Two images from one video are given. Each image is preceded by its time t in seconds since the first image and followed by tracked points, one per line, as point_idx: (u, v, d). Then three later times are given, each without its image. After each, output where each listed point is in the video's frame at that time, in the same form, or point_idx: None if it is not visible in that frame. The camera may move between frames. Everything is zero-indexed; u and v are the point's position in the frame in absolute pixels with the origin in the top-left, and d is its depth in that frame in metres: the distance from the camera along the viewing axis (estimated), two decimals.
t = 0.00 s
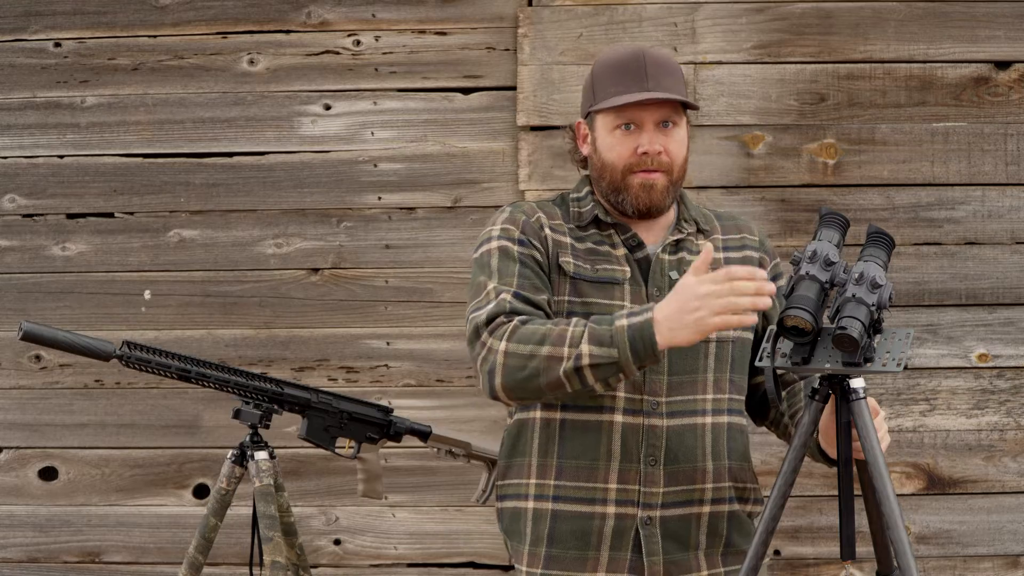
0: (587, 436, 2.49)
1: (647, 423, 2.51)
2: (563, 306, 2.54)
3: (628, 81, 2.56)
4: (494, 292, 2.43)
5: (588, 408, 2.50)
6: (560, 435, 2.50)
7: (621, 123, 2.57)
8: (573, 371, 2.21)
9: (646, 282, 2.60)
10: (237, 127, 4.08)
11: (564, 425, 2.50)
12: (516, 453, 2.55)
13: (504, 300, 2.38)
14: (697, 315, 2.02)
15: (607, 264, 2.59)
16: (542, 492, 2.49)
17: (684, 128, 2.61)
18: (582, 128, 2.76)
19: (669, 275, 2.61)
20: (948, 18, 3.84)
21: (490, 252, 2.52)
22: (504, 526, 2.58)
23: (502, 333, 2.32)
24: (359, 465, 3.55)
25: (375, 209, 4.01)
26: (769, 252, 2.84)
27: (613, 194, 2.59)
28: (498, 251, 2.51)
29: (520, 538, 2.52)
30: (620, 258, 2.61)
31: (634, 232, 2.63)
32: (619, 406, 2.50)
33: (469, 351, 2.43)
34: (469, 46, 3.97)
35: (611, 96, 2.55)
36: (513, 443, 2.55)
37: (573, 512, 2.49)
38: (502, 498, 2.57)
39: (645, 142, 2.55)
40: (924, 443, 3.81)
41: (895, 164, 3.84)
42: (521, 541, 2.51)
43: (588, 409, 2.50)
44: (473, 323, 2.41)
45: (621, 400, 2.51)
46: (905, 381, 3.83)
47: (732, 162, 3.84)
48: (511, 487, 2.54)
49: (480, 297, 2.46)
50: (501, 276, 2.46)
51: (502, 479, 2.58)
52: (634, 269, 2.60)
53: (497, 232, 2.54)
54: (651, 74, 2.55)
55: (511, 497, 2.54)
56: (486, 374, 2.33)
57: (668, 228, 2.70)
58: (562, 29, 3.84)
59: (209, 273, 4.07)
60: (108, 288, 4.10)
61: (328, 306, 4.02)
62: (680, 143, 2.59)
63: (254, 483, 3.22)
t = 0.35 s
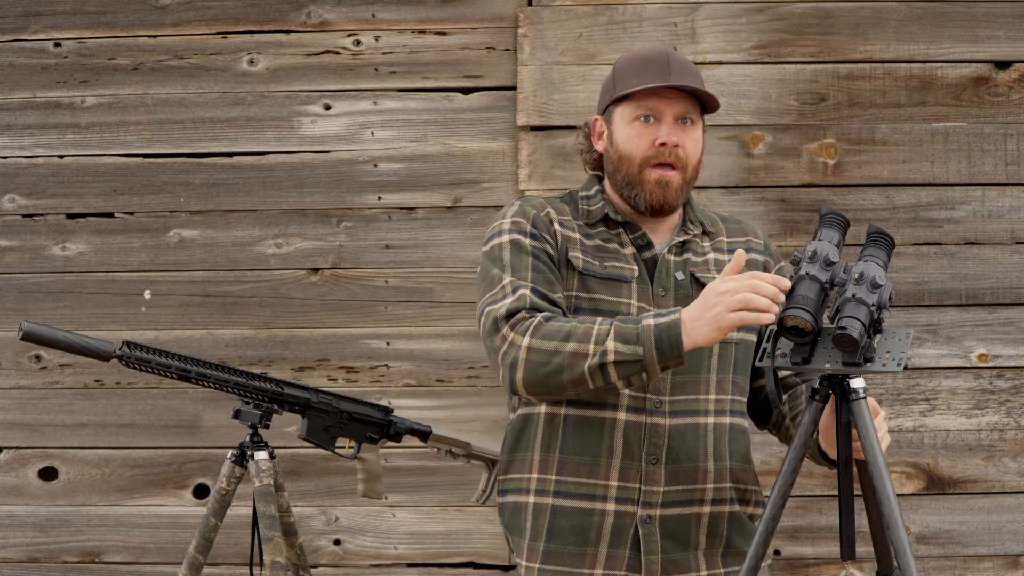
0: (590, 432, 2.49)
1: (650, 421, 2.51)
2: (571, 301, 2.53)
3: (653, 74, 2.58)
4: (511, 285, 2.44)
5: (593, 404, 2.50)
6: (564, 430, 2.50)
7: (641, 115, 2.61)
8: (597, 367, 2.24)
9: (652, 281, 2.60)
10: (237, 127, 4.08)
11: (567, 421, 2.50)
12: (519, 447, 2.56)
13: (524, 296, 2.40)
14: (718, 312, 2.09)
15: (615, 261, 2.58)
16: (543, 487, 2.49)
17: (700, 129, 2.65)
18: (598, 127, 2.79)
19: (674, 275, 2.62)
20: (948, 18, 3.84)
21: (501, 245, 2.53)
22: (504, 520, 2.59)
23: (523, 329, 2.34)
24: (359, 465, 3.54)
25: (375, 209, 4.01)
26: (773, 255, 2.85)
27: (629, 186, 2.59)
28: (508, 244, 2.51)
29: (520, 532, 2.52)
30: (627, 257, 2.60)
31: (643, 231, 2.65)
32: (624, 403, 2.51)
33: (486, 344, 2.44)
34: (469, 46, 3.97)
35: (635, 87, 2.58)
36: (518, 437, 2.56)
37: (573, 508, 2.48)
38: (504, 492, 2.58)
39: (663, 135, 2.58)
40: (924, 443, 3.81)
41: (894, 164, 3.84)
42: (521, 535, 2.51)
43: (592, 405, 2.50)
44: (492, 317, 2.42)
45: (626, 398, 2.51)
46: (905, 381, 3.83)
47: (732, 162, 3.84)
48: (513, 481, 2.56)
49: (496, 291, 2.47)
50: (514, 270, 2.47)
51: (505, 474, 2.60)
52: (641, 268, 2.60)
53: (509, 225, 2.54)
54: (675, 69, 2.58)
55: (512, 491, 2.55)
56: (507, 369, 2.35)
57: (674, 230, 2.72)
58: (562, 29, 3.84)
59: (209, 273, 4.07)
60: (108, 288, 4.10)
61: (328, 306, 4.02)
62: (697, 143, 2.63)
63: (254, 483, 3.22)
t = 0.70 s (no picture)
0: (593, 429, 2.49)
1: (653, 419, 2.51)
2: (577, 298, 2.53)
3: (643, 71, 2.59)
4: (526, 280, 2.44)
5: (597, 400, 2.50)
6: (568, 427, 2.50)
7: (637, 113, 2.61)
8: (618, 362, 2.24)
9: (655, 279, 2.60)
10: (237, 127, 4.08)
11: (570, 418, 2.50)
12: (522, 444, 2.56)
13: (543, 291, 2.40)
14: (745, 309, 2.07)
15: (620, 258, 2.58)
16: (546, 483, 2.50)
17: (696, 122, 2.66)
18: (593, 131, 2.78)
19: (678, 273, 2.62)
20: (948, 18, 3.84)
21: (510, 241, 2.52)
22: (507, 516, 2.59)
23: (544, 322, 2.34)
24: (359, 465, 3.54)
25: (374, 209, 4.01)
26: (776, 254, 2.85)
27: (630, 184, 2.58)
28: (518, 240, 2.51)
29: (523, 528, 2.53)
30: (631, 253, 2.60)
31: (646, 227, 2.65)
32: (627, 401, 2.51)
33: (502, 338, 2.43)
34: (469, 46, 3.97)
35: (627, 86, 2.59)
36: (521, 432, 2.57)
37: (576, 505, 2.48)
38: (507, 488, 2.59)
39: (661, 130, 2.59)
40: (924, 443, 3.81)
41: (894, 164, 3.84)
42: (523, 530, 2.52)
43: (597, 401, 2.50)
44: (510, 309, 2.41)
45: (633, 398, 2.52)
46: (905, 381, 3.83)
47: (732, 162, 3.84)
48: (517, 477, 2.56)
49: (511, 285, 2.46)
50: (525, 265, 2.47)
51: (508, 470, 2.60)
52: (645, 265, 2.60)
53: (517, 222, 2.55)
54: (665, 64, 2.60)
55: (516, 487, 2.56)
56: (527, 361, 2.34)
57: (676, 227, 2.72)
58: (562, 29, 3.84)
59: (209, 273, 4.07)
60: (108, 288, 4.10)
61: (328, 306, 4.02)
62: (694, 136, 2.63)
63: (254, 483, 3.22)
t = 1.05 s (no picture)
0: (594, 431, 2.50)
1: (655, 420, 2.51)
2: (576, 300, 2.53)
3: (633, 78, 2.56)
4: (520, 285, 2.44)
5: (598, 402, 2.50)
6: (569, 430, 2.50)
7: (626, 121, 2.59)
8: (601, 364, 2.23)
9: (657, 279, 2.60)
10: (238, 127, 4.08)
11: (571, 421, 2.50)
12: (524, 446, 2.56)
13: (535, 295, 2.40)
14: (728, 312, 2.04)
15: (621, 259, 2.59)
16: (547, 485, 2.50)
17: (690, 122, 2.63)
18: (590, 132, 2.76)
19: (680, 273, 2.62)
20: (949, 18, 3.84)
21: (509, 245, 2.52)
22: (509, 517, 2.59)
23: (531, 327, 2.34)
24: (359, 465, 3.54)
25: (375, 209, 4.01)
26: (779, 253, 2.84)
27: (623, 192, 2.59)
28: (516, 243, 2.51)
29: (525, 530, 2.53)
30: (631, 255, 2.60)
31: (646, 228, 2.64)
32: (628, 403, 2.50)
33: (495, 344, 2.44)
34: (469, 46, 3.97)
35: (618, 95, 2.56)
36: (523, 435, 2.57)
37: (578, 507, 2.49)
38: (508, 490, 2.59)
39: (651, 137, 2.57)
40: (924, 443, 3.81)
41: (894, 164, 3.84)
42: (525, 533, 2.53)
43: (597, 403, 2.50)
44: (500, 316, 2.42)
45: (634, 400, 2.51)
46: (905, 381, 3.83)
47: (731, 162, 3.84)
48: (518, 479, 2.56)
49: (506, 290, 2.47)
50: (523, 268, 2.47)
51: (510, 471, 2.60)
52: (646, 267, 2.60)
53: (516, 225, 2.54)
54: (655, 68, 2.56)
55: (517, 489, 2.56)
56: (515, 368, 2.35)
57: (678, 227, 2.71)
58: (562, 29, 3.84)
59: (209, 273, 4.07)
60: (108, 288, 4.10)
61: (328, 306, 4.02)
62: (688, 138, 2.61)
63: (254, 483, 3.22)
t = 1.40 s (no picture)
0: (598, 432, 2.49)
1: (659, 421, 2.51)
2: (573, 302, 2.52)
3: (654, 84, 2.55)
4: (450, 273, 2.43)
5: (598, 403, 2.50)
6: (571, 431, 2.49)
7: (644, 125, 2.56)
8: (440, 301, 2.19)
9: (663, 283, 2.59)
10: (237, 127, 4.08)
11: (575, 422, 2.50)
12: (525, 448, 2.53)
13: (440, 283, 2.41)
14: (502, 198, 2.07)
15: (618, 262, 2.58)
16: (551, 487, 2.49)
17: (707, 130, 2.60)
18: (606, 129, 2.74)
19: (686, 275, 2.61)
20: (948, 18, 3.84)
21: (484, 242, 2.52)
22: (509, 520, 2.56)
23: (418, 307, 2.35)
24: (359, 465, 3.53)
25: (374, 209, 4.01)
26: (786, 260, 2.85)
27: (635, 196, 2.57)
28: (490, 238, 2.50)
29: (526, 533, 2.50)
30: (630, 257, 2.60)
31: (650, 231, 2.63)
32: (632, 403, 2.51)
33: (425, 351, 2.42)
34: (469, 46, 3.97)
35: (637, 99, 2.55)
36: (523, 437, 2.54)
37: (582, 509, 2.48)
38: (509, 492, 2.56)
39: (668, 145, 2.53)
40: (924, 443, 3.81)
41: (894, 164, 3.84)
42: (527, 536, 2.49)
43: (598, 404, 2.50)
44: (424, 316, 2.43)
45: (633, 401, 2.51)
46: (905, 381, 3.83)
47: (732, 162, 3.84)
48: (518, 482, 2.54)
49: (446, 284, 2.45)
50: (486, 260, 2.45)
51: (510, 473, 2.57)
52: (650, 270, 2.59)
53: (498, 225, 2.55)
54: (677, 77, 2.55)
55: (518, 492, 2.53)
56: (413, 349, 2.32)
57: (686, 229, 2.70)
58: (562, 29, 3.84)
59: (209, 273, 4.07)
60: (108, 288, 4.10)
61: (328, 306, 4.02)
62: (704, 146, 2.58)
63: (254, 482, 3.22)
